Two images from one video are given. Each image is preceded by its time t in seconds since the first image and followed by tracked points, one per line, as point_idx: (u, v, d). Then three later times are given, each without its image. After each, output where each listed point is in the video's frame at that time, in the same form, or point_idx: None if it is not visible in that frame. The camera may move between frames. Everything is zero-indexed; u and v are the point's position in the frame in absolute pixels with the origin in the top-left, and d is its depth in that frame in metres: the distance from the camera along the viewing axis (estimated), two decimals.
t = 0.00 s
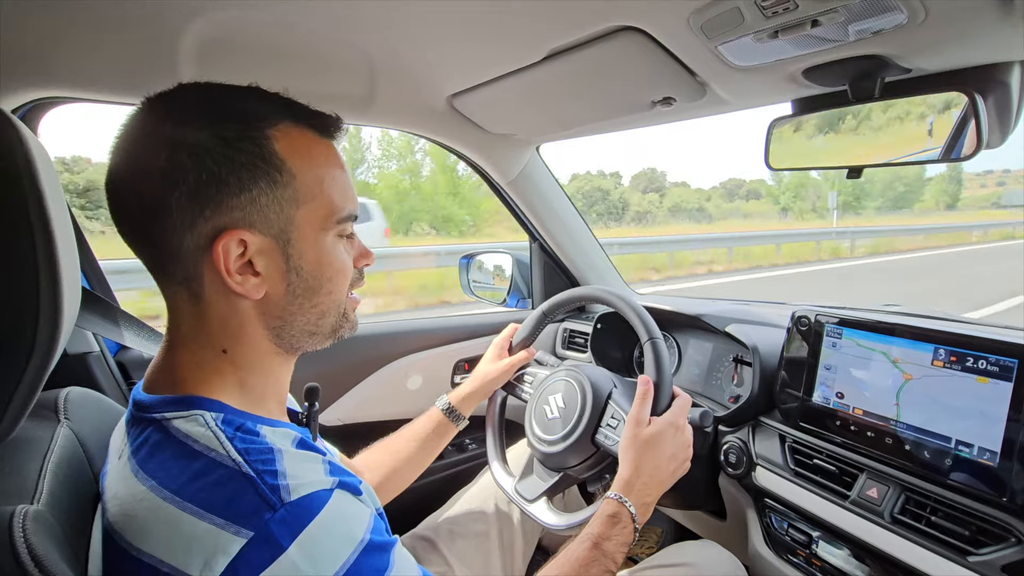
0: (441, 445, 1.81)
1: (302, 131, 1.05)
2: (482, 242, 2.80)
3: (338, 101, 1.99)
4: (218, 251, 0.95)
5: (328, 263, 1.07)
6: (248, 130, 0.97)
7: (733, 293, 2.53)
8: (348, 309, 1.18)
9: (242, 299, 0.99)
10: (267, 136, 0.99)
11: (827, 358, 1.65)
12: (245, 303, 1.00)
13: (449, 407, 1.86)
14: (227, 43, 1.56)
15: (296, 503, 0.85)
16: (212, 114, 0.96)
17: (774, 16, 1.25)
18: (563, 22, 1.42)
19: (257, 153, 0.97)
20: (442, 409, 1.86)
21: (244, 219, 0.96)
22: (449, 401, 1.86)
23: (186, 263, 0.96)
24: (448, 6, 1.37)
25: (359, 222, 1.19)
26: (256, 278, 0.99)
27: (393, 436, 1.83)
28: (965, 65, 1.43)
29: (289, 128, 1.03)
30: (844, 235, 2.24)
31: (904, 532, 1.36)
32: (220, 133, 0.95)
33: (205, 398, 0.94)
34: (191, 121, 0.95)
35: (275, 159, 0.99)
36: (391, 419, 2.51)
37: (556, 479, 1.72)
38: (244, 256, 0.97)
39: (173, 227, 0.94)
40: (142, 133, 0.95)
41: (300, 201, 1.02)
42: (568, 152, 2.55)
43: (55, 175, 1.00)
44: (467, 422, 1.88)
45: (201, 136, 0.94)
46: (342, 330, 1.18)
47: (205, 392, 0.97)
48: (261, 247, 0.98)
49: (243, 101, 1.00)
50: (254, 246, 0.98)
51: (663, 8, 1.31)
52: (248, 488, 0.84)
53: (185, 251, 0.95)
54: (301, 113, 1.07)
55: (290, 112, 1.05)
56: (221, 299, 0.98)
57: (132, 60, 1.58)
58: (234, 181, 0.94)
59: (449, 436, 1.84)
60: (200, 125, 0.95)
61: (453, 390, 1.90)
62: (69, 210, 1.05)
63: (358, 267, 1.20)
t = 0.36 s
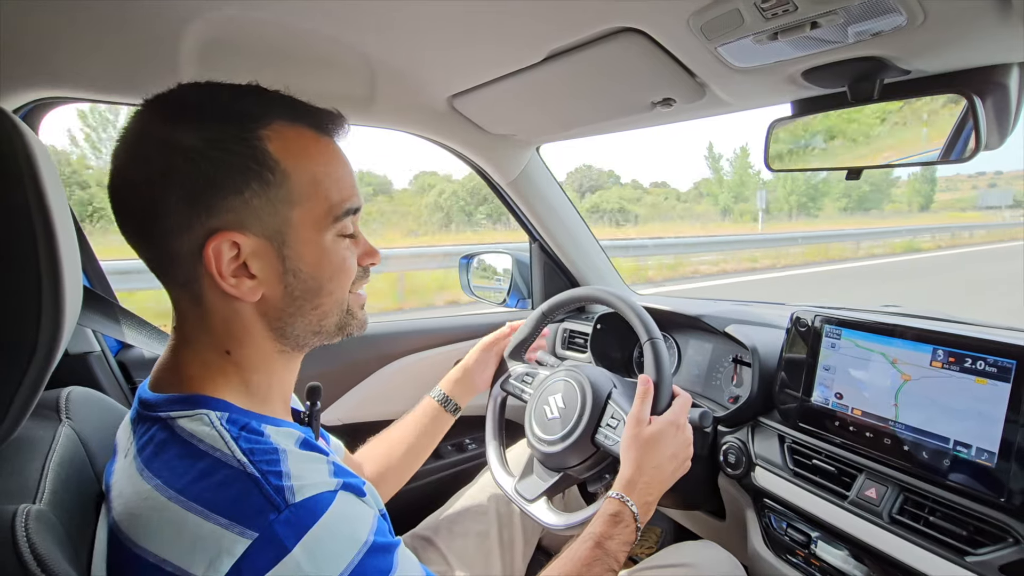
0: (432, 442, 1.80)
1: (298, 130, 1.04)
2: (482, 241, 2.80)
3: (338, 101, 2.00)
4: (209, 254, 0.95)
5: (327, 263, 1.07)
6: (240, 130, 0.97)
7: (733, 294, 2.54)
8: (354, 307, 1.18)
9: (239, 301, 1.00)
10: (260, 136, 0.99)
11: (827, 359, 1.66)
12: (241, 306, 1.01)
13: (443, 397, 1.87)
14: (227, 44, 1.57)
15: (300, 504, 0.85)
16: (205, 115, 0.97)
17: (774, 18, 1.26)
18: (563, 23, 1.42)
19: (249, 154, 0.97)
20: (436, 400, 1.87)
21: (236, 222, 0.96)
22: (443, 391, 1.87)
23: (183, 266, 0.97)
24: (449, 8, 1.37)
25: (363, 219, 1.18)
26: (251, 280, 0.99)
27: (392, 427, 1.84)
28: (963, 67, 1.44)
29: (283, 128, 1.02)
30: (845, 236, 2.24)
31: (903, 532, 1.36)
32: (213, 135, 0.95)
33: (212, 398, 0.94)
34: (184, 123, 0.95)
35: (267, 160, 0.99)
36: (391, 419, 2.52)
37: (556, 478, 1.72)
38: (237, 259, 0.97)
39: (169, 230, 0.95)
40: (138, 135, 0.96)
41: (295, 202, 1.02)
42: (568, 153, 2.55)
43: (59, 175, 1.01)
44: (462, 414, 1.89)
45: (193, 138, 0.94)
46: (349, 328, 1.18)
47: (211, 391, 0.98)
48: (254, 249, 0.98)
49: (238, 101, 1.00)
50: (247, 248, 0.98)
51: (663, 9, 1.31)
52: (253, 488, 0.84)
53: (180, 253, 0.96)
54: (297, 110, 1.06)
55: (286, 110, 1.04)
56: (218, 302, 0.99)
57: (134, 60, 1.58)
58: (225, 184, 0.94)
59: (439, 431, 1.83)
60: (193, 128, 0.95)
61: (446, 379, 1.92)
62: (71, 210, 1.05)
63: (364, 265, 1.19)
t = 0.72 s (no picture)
0: (440, 442, 1.81)
1: (292, 124, 1.04)
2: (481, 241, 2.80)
3: (338, 101, 2.00)
4: (212, 252, 0.95)
5: (329, 257, 1.08)
6: (234, 127, 0.97)
7: (732, 295, 2.54)
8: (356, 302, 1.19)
9: (242, 299, 1.00)
10: (255, 132, 0.99)
11: (827, 359, 1.66)
12: (244, 303, 1.01)
13: (448, 404, 1.86)
14: (227, 44, 1.57)
15: (299, 505, 0.85)
16: (199, 113, 0.96)
17: (773, 19, 1.26)
18: (563, 24, 1.42)
19: (245, 150, 0.97)
20: (441, 406, 1.86)
21: (238, 218, 0.97)
22: (447, 397, 1.86)
23: (185, 265, 0.97)
24: (449, 8, 1.37)
25: (362, 213, 1.19)
26: (255, 276, 1.00)
27: (392, 433, 1.82)
28: (963, 68, 1.44)
29: (277, 122, 1.02)
30: (844, 237, 2.24)
31: (902, 533, 1.36)
32: (208, 132, 0.95)
33: (209, 399, 0.94)
34: (180, 122, 0.95)
35: (264, 155, 0.99)
36: (391, 419, 2.52)
37: (555, 479, 1.72)
38: (240, 256, 0.97)
39: (170, 229, 0.95)
40: (133, 137, 0.96)
41: (294, 196, 1.02)
42: (567, 152, 2.56)
43: (59, 178, 1.01)
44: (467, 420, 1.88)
45: (189, 136, 0.94)
46: (352, 323, 1.19)
47: (210, 392, 0.97)
48: (257, 246, 0.99)
49: (230, 98, 1.00)
50: (250, 245, 0.98)
51: (662, 10, 1.31)
52: (252, 490, 0.84)
53: (182, 253, 0.96)
54: (290, 105, 1.06)
55: (279, 106, 1.04)
56: (219, 299, 0.99)
57: (134, 60, 1.58)
58: (224, 181, 0.95)
59: (446, 434, 1.84)
60: (188, 126, 0.95)
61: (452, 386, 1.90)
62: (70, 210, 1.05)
63: (366, 259, 1.21)
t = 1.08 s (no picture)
0: (442, 443, 1.81)
1: (285, 125, 1.04)
2: (482, 242, 2.80)
3: (338, 102, 2.00)
4: (198, 251, 0.94)
5: (318, 260, 1.06)
6: (226, 126, 0.97)
7: (734, 295, 2.54)
8: (347, 306, 1.17)
9: (228, 299, 0.99)
10: (247, 132, 0.99)
11: (827, 361, 1.65)
12: (231, 303, 1.00)
13: (449, 404, 1.86)
14: (227, 45, 1.57)
15: (296, 507, 0.85)
16: (191, 113, 0.97)
17: (774, 19, 1.26)
18: (563, 24, 1.42)
19: (235, 150, 0.97)
20: (442, 406, 1.86)
21: (224, 217, 0.96)
22: (449, 398, 1.86)
23: (173, 264, 0.97)
24: (449, 8, 1.37)
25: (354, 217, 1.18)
26: (241, 276, 0.99)
27: (393, 435, 1.82)
28: (965, 69, 1.43)
29: (269, 123, 1.02)
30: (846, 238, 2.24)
31: (903, 534, 1.36)
32: (199, 131, 0.95)
33: (205, 401, 0.94)
34: (171, 121, 0.95)
35: (254, 155, 0.99)
36: (391, 420, 2.51)
37: (555, 480, 1.72)
38: (226, 255, 0.97)
39: (158, 228, 0.95)
40: (125, 135, 0.96)
41: (283, 197, 1.02)
42: (568, 153, 2.55)
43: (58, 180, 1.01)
44: (468, 420, 1.88)
45: (179, 135, 0.94)
46: (343, 328, 1.17)
47: (205, 395, 0.97)
48: (244, 246, 0.98)
49: (224, 98, 1.00)
50: (236, 244, 0.97)
51: (663, 11, 1.31)
52: (249, 492, 0.84)
53: (170, 252, 0.96)
54: (284, 106, 1.06)
55: (273, 106, 1.04)
56: (207, 299, 0.98)
57: (134, 60, 1.58)
58: (212, 179, 0.94)
59: (449, 435, 1.84)
60: (178, 125, 0.95)
61: (454, 387, 1.90)
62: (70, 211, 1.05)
63: (356, 263, 1.19)
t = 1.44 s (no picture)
0: (442, 445, 1.81)
1: (299, 130, 1.05)
2: (482, 243, 2.81)
3: (340, 104, 2.00)
4: (220, 249, 0.95)
5: (330, 260, 1.08)
6: (246, 130, 0.98)
7: (734, 296, 2.54)
8: (354, 307, 1.19)
9: (245, 297, 1.00)
10: (265, 135, 1.00)
11: (827, 362, 1.66)
12: (246, 301, 1.00)
13: (449, 406, 1.86)
14: (229, 47, 1.57)
15: (300, 502, 0.86)
16: (210, 115, 0.97)
17: (775, 22, 1.26)
18: (565, 26, 1.42)
19: (255, 152, 0.98)
20: (443, 408, 1.86)
21: (244, 217, 0.97)
22: (449, 399, 1.87)
23: (190, 262, 0.96)
24: (451, 10, 1.37)
25: (361, 220, 1.20)
26: (258, 275, 1.00)
27: (394, 436, 1.83)
28: (965, 72, 1.44)
29: (286, 127, 1.04)
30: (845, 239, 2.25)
31: (904, 536, 1.36)
32: (220, 134, 0.96)
33: (212, 399, 0.94)
34: (191, 123, 0.96)
35: (273, 157, 1.00)
36: (392, 421, 2.52)
37: (556, 480, 1.72)
38: (245, 253, 0.97)
39: (176, 226, 0.95)
40: (143, 136, 0.96)
41: (299, 198, 1.03)
42: (568, 154, 2.55)
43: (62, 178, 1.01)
44: (468, 422, 1.88)
45: (200, 137, 0.95)
46: (350, 328, 1.19)
47: (210, 391, 0.97)
48: (262, 244, 0.99)
49: (243, 102, 1.01)
50: (255, 243, 0.98)
51: (665, 13, 1.31)
52: (254, 488, 0.84)
53: (188, 250, 0.96)
54: (299, 113, 1.08)
55: (288, 112, 1.06)
56: (223, 297, 0.99)
57: (137, 62, 1.58)
58: (233, 179, 0.95)
59: (449, 437, 1.84)
60: (198, 127, 0.95)
61: (454, 389, 1.91)
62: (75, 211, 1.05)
63: (362, 266, 1.20)
